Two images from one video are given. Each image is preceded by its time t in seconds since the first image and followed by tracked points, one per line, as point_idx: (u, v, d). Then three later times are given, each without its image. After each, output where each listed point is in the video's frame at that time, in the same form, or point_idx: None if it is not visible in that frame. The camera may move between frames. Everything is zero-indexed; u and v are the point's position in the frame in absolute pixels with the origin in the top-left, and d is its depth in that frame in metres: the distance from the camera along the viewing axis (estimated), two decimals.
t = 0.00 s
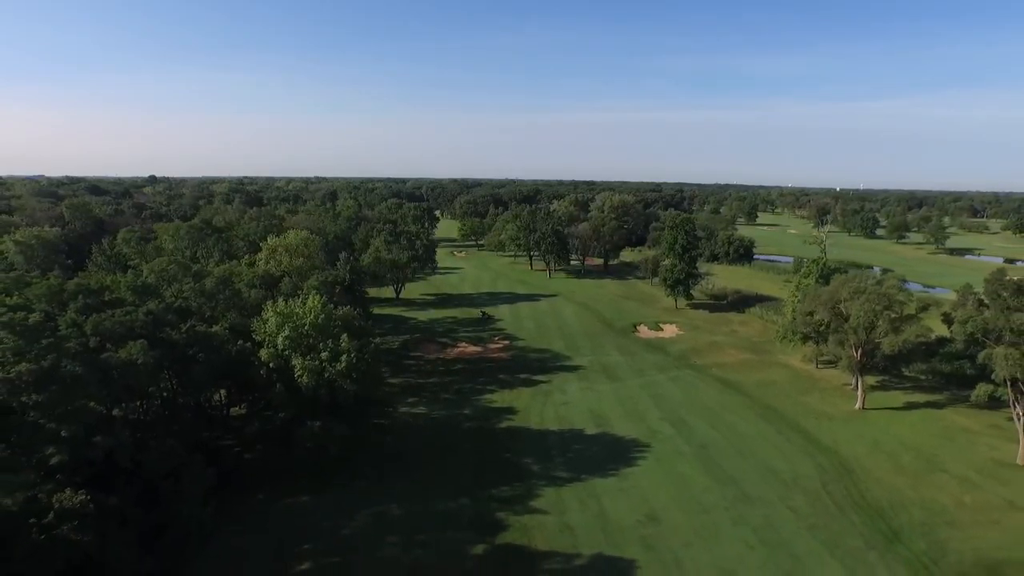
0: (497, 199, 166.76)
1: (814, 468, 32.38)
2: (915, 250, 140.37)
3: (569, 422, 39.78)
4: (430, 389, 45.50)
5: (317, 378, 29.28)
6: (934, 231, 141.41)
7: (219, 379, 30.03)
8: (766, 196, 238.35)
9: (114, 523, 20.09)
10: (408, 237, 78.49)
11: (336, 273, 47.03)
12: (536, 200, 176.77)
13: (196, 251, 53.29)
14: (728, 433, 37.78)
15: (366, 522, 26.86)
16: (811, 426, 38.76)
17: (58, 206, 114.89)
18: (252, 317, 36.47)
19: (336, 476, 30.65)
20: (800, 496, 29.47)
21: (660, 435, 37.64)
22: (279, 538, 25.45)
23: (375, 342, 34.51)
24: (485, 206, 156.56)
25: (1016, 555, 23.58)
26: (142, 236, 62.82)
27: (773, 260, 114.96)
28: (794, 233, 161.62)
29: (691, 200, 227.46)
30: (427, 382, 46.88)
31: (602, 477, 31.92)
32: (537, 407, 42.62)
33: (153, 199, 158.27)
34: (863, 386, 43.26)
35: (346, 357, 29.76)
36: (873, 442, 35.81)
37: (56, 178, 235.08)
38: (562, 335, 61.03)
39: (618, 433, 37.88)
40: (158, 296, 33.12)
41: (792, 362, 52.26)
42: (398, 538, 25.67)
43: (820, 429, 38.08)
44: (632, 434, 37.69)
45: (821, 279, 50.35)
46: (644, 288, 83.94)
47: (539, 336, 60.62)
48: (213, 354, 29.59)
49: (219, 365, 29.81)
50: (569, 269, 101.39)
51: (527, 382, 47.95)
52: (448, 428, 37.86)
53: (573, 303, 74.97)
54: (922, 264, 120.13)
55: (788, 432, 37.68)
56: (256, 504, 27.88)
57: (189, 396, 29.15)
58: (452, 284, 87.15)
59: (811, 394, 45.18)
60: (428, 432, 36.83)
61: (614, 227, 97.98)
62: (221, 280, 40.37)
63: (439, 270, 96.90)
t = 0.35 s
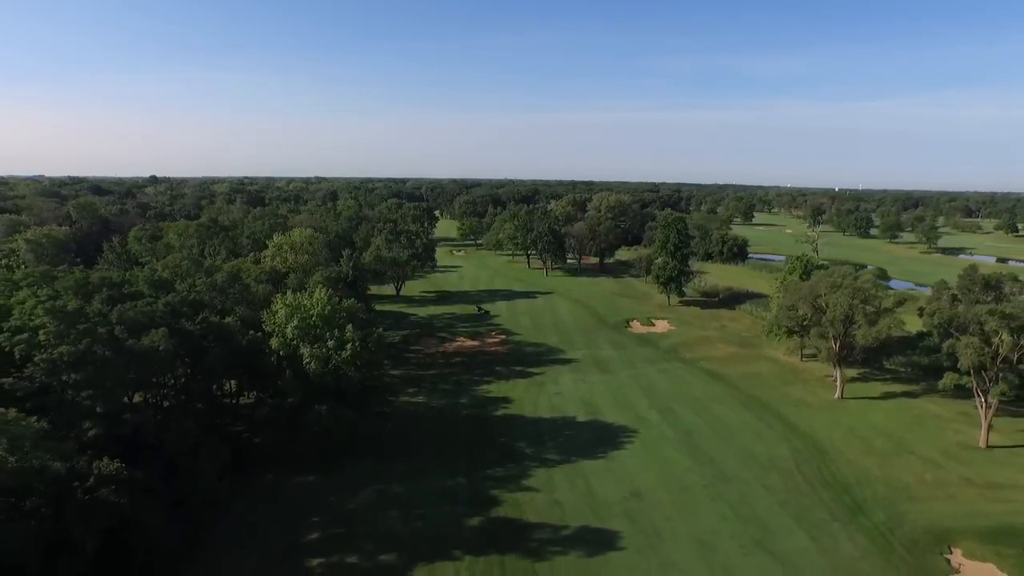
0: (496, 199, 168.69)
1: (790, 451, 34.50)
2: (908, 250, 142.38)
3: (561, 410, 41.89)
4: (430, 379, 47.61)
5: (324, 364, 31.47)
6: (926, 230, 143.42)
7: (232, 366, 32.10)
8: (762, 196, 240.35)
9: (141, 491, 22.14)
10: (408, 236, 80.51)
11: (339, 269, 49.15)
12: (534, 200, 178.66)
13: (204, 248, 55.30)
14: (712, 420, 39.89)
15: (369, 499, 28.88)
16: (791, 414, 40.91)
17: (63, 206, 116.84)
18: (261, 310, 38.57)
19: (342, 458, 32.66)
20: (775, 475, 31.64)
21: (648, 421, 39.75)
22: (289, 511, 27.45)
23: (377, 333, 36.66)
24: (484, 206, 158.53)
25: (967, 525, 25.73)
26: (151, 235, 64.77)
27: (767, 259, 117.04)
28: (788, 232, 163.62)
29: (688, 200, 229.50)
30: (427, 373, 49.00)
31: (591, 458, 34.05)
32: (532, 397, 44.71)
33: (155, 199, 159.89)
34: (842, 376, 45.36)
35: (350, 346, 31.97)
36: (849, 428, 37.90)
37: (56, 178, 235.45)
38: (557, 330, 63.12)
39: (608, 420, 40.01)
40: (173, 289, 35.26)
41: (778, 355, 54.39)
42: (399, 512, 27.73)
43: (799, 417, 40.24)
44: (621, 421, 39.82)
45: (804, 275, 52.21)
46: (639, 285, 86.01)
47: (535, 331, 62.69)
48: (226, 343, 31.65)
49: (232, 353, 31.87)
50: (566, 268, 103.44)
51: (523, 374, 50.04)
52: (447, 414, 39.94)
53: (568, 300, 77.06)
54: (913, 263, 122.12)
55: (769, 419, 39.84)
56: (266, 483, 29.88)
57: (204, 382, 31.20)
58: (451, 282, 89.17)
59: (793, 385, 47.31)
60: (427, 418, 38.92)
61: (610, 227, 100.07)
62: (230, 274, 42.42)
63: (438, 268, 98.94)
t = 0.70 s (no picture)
0: (495, 199, 170.74)
1: (769, 436, 36.64)
2: (900, 249, 144.59)
3: (555, 400, 44.02)
4: (429, 371, 49.77)
5: (330, 354, 33.84)
6: (918, 230, 145.60)
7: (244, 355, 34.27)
8: (759, 196, 242.60)
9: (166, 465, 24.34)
10: (409, 235, 82.58)
11: (343, 266, 51.36)
12: (532, 200, 180.74)
13: (212, 245, 57.33)
14: (698, 409, 41.98)
15: (374, 477, 31.04)
16: (773, 403, 43.05)
17: (70, 206, 118.88)
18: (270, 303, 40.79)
19: (348, 441, 34.86)
20: (753, 457, 33.82)
21: (637, 410, 41.91)
22: (299, 488, 29.64)
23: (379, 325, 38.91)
24: (483, 206, 160.59)
25: (926, 499, 27.86)
26: (160, 233, 66.78)
27: (760, 258, 119.21)
28: (783, 232, 165.84)
29: (686, 200, 231.75)
30: (427, 365, 51.15)
31: (581, 443, 36.17)
32: (527, 387, 46.82)
33: (158, 198, 161.66)
34: (823, 369, 47.41)
35: (355, 337, 34.37)
36: (826, 416, 40.04)
37: (60, 178, 237.83)
38: (553, 326, 65.23)
39: (599, 408, 42.13)
40: (189, 283, 37.55)
41: (765, 348, 56.53)
42: (402, 489, 29.87)
43: (779, 406, 42.39)
44: (611, 409, 41.94)
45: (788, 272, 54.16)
46: (633, 283, 88.13)
47: (532, 326, 64.79)
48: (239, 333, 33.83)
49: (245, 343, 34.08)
50: (563, 266, 105.53)
51: (519, 367, 52.16)
52: (446, 403, 42.10)
53: (564, 297, 79.17)
54: (905, 261, 124.27)
55: (752, 408, 41.95)
56: (278, 463, 32.08)
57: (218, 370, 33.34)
58: (451, 280, 91.22)
59: (777, 376, 49.46)
60: (427, 406, 41.11)
61: (605, 226, 102.23)
62: (240, 269, 44.55)
63: (437, 267, 101.07)
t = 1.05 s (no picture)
0: (494, 199, 172.83)
1: (750, 423, 38.80)
2: (894, 248, 146.77)
3: (549, 390, 46.19)
4: (430, 364, 51.93)
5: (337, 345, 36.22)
6: (911, 230, 147.76)
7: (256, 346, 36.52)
8: (755, 196, 244.79)
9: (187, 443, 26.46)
10: (409, 234, 84.67)
11: (347, 263, 53.62)
12: (531, 200, 182.79)
13: (220, 242, 59.49)
14: (685, 398, 44.18)
15: (378, 459, 33.04)
16: (757, 394, 45.24)
17: (77, 205, 120.86)
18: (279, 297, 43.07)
19: (353, 427, 36.86)
20: (734, 442, 35.99)
21: (627, 399, 44.08)
22: (308, 468, 31.66)
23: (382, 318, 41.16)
24: (482, 206, 162.70)
25: (891, 479, 30.03)
26: (168, 232, 68.91)
27: (754, 257, 121.35)
28: (779, 231, 167.91)
29: (683, 199, 233.85)
30: (427, 359, 53.33)
31: (573, 429, 38.32)
32: (523, 379, 48.97)
33: (161, 199, 163.44)
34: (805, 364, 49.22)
35: (360, 329, 36.70)
36: (807, 405, 42.14)
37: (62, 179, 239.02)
38: (549, 322, 67.40)
39: (590, 398, 44.29)
40: (202, 277, 39.74)
41: (752, 343, 58.69)
42: (403, 470, 31.96)
43: (763, 396, 44.56)
44: (602, 399, 44.11)
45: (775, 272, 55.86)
46: (628, 281, 90.26)
47: (528, 322, 66.98)
48: (252, 325, 36.12)
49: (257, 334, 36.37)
50: (560, 265, 107.66)
51: (515, 360, 54.33)
52: (445, 392, 44.22)
53: (560, 295, 81.32)
54: (898, 259, 126.42)
55: (736, 398, 44.15)
56: (287, 446, 34.09)
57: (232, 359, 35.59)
58: (450, 278, 93.39)
59: (763, 369, 51.66)
60: (428, 396, 43.25)
61: (602, 225, 104.38)
62: (250, 265, 46.81)
63: (437, 266, 103.19)
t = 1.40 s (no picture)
0: (493, 199, 175.15)
1: (734, 411, 40.93)
2: (887, 247, 149.05)
3: (544, 382, 48.33)
4: (430, 357, 54.05)
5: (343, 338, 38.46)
6: (904, 229, 149.90)
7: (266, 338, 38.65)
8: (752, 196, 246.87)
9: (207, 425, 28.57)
10: (410, 233, 86.74)
11: (351, 261, 55.80)
12: (530, 200, 184.90)
13: (228, 240, 61.59)
14: (673, 389, 46.34)
15: (383, 444, 35.03)
16: (742, 384, 47.38)
17: (83, 205, 123.11)
18: (288, 292, 45.22)
19: (358, 414, 38.89)
20: (717, 427, 38.14)
21: (618, 390, 46.23)
22: (317, 451, 33.70)
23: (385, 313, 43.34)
24: (482, 206, 164.82)
25: (861, 460, 32.20)
26: (176, 230, 71.03)
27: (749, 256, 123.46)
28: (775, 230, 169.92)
29: (681, 199, 235.98)
30: (427, 352, 55.47)
31: (565, 417, 40.44)
32: (519, 371, 51.09)
33: (165, 199, 165.32)
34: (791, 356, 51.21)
35: (366, 322, 38.94)
36: (789, 394, 44.33)
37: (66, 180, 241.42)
38: (546, 318, 69.52)
39: (583, 389, 46.42)
40: (215, 272, 41.85)
41: (741, 337, 60.83)
42: (406, 453, 34.03)
43: (748, 386, 46.70)
44: (595, 390, 46.23)
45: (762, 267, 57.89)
46: (624, 279, 92.38)
47: (525, 318, 69.10)
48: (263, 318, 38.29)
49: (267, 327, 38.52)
50: (558, 264, 109.75)
51: (513, 354, 56.45)
52: (446, 383, 46.31)
53: (557, 292, 83.42)
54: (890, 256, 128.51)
55: (722, 388, 46.31)
56: (297, 432, 36.18)
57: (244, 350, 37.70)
58: (450, 276, 95.50)
59: (750, 362, 53.80)
60: (429, 386, 45.32)
61: (598, 225, 106.51)
62: (259, 261, 48.94)
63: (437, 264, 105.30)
